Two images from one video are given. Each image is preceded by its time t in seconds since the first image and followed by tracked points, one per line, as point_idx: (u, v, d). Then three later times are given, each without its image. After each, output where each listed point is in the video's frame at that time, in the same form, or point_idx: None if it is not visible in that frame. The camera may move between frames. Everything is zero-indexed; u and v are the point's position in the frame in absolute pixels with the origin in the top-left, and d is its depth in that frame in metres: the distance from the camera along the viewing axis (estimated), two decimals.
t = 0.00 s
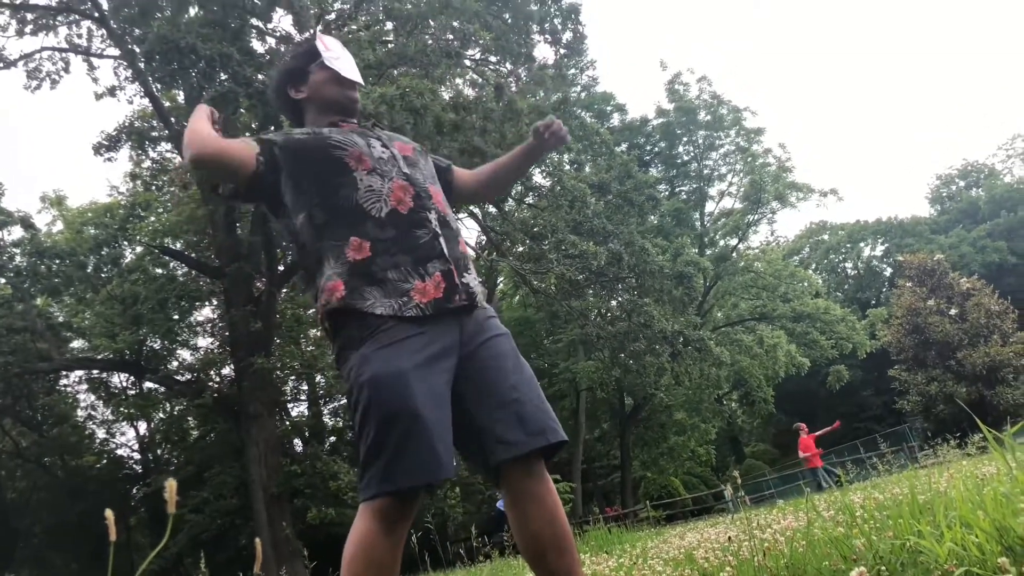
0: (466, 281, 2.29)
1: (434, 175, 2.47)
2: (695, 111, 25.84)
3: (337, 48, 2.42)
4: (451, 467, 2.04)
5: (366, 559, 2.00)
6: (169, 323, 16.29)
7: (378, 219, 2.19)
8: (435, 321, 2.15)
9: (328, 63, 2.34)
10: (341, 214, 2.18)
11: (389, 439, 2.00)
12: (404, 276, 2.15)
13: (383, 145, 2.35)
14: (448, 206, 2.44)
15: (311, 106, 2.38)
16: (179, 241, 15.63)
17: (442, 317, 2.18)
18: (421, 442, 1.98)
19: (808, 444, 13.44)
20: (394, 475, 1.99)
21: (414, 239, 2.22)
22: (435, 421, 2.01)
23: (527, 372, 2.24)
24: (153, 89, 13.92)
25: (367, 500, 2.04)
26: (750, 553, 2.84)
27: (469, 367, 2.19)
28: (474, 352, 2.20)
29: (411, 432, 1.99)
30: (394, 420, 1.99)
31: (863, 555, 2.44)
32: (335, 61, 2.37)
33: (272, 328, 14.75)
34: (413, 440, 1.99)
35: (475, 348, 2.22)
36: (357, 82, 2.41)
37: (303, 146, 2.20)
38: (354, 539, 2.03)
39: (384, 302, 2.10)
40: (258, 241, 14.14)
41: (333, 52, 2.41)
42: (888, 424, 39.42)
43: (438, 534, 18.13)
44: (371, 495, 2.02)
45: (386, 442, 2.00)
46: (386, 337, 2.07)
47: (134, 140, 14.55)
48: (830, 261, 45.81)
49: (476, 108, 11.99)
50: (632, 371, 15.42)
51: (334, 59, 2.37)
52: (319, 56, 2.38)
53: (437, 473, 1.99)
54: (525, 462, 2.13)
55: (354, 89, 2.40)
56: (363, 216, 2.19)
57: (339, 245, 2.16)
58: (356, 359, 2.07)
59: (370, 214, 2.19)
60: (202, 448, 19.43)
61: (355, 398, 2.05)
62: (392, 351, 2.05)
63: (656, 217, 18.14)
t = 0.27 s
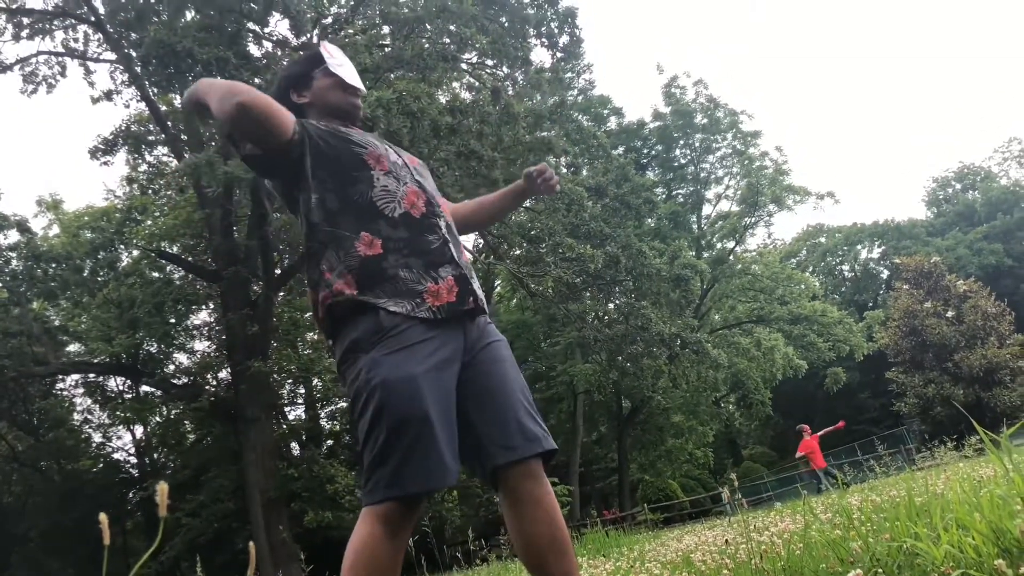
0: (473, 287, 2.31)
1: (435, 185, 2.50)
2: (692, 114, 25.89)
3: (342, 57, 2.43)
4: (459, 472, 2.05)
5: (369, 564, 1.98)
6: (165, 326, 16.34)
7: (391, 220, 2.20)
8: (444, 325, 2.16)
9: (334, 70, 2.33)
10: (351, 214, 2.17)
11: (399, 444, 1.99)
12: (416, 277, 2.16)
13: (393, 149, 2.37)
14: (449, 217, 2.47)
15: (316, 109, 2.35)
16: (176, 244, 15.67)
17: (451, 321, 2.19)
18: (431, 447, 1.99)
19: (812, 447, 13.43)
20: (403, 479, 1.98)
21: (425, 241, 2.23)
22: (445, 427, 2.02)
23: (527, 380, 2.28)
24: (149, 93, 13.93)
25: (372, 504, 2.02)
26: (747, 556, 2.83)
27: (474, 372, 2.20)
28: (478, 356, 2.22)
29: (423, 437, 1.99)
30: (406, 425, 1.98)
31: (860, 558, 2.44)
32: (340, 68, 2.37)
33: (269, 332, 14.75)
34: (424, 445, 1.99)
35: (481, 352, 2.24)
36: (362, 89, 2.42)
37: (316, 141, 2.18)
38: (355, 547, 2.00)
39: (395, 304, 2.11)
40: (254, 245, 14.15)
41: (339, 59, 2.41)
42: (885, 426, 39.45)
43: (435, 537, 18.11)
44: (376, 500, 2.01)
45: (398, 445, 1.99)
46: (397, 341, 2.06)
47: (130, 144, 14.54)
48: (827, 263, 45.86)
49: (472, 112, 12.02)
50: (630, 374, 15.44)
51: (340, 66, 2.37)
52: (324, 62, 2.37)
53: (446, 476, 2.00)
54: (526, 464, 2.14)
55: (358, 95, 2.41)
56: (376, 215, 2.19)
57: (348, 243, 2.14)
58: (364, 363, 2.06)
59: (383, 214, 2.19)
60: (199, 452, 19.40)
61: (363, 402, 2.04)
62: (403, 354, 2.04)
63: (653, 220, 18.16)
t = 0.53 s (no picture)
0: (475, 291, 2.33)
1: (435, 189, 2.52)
2: (691, 115, 25.89)
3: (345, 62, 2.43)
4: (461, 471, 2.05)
5: (369, 564, 1.98)
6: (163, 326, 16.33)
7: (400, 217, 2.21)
8: (448, 325, 2.17)
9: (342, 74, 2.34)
10: (358, 213, 2.18)
11: (402, 444, 1.99)
12: (421, 275, 2.17)
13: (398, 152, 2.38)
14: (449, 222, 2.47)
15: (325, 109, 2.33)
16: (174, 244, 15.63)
17: (454, 321, 2.20)
18: (433, 448, 1.99)
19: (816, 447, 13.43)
20: (405, 479, 1.99)
21: (431, 240, 2.24)
22: (447, 426, 2.02)
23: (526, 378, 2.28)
24: (147, 93, 13.91)
25: (373, 503, 2.03)
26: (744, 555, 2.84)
27: (474, 371, 2.21)
28: (478, 357, 2.23)
29: (426, 437, 1.99)
30: (409, 425, 1.99)
31: (856, 557, 2.44)
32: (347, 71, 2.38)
33: (267, 331, 14.75)
34: (427, 445, 1.99)
35: (480, 353, 2.25)
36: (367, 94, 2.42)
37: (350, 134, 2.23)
38: (354, 549, 2.00)
39: (400, 303, 2.12)
40: (252, 244, 14.14)
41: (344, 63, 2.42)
42: (883, 426, 39.50)
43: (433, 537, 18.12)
44: (378, 500, 2.02)
45: (400, 446, 1.99)
46: (401, 341, 2.06)
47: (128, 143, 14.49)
48: (826, 264, 45.89)
49: (470, 111, 12.03)
50: (628, 374, 15.46)
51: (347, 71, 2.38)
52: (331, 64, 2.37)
53: (448, 474, 2.00)
54: (525, 462, 2.14)
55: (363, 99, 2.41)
56: (386, 211, 2.20)
57: (354, 241, 2.16)
58: (367, 363, 2.06)
59: (392, 212, 2.21)
60: (197, 451, 19.38)
61: (366, 402, 2.04)
62: (407, 354, 2.05)
63: (651, 220, 18.16)
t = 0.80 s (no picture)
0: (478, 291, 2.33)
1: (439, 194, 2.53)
2: (690, 113, 25.89)
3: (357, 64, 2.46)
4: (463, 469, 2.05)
5: (368, 564, 1.97)
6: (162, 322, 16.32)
7: (407, 213, 2.21)
8: (450, 323, 2.17)
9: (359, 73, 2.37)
10: (364, 209, 2.19)
11: (404, 442, 1.99)
12: (424, 270, 2.16)
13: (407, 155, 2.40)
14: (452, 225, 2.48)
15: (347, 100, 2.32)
16: (173, 240, 15.64)
17: (456, 318, 2.20)
18: (434, 446, 1.98)
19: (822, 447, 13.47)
20: (405, 477, 1.98)
21: (435, 238, 2.24)
22: (449, 425, 2.02)
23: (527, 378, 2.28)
24: (146, 89, 13.88)
25: (374, 502, 2.02)
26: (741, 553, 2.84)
27: (474, 369, 2.20)
28: (478, 356, 2.23)
29: (427, 435, 1.98)
30: (411, 423, 1.98)
31: (853, 555, 2.44)
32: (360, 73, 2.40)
33: (265, 328, 14.74)
34: (428, 443, 1.98)
35: (480, 352, 2.25)
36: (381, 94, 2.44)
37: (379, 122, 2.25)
38: (353, 546, 1.99)
39: (404, 299, 2.12)
40: (251, 241, 14.11)
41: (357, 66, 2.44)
42: (881, 425, 39.56)
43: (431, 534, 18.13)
44: (379, 498, 2.01)
45: (401, 442, 1.99)
46: (404, 339, 2.06)
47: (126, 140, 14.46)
48: (824, 262, 45.91)
49: (469, 108, 12.01)
50: (626, 371, 15.47)
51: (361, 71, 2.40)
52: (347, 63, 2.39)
53: (449, 470, 1.99)
54: (523, 461, 2.13)
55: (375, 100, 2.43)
56: (393, 207, 2.20)
57: (359, 235, 2.17)
58: (371, 360, 2.05)
59: (399, 208, 2.21)
60: (195, 448, 19.38)
61: (369, 397, 2.04)
62: (410, 352, 2.05)
63: (649, 218, 18.17)
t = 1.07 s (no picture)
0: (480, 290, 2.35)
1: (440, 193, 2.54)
2: (690, 110, 25.90)
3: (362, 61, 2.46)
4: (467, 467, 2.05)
5: (371, 562, 1.97)
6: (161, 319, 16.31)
7: (417, 206, 2.21)
8: (455, 321, 2.18)
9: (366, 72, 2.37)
10: (372, 202, 2.19)
11: (410, 440, 1.99)
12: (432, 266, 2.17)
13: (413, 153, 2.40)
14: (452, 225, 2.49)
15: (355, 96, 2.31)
16: (172, 237, 15.60)
17: (460, 316, 2.20)
18: (440, 445, 1.99)
19: (826, 441, 13.66)
20: (409, 474, 1.99)
21: (442, 235, 2.24)
22: (455, 422, 2.02)
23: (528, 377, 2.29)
24: (145, 85, 13.87)
25: (378, 498, 2.02)
26: (740, 550, 2.84)
27: (475, 368, 2.19)
28: (481, 353, 2.24)
29: (435, 433, 1.99)
30: (418, 420, 1.98)
31: (852, 553, 2.44)
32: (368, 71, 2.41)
33: (264, 325, 14.73)
34: (435, 440, 1.99)
35: (483, 350, 2.25)
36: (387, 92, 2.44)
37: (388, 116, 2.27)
38: (356, 543, 1.99)
39: (413, 295, 2.12)
40: (251, 238, 14.10)
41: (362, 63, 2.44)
42: (880, 422, 39.60)
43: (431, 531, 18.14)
44: (382, 494, 2.01)
45: (407, 440, 1.99)
46: (412, 336, 2.06)
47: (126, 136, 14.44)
48: (824, 259, 45.92)
49: (469, 105, 11.98)
50: (626, 368, 15.48)
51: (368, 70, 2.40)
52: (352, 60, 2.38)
53: (454, 468, 2.00)
54: (523, 460, 2.14)
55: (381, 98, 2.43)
56: (403, 201, 2.20)
57: (368, 225, 2.17)
58: (378, 355, 2.05)
59: (407, 201, 2.21)
60: (195, 445, 19.38)
61: (376, 393, 2.04)
62: (417, 349, 2.04)
63: (649, 215, 18.16)
